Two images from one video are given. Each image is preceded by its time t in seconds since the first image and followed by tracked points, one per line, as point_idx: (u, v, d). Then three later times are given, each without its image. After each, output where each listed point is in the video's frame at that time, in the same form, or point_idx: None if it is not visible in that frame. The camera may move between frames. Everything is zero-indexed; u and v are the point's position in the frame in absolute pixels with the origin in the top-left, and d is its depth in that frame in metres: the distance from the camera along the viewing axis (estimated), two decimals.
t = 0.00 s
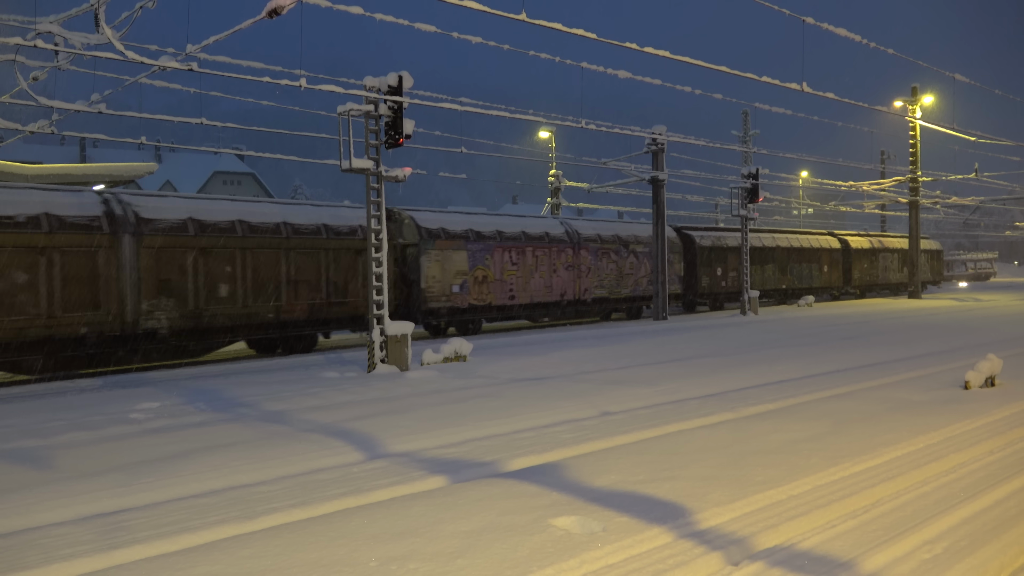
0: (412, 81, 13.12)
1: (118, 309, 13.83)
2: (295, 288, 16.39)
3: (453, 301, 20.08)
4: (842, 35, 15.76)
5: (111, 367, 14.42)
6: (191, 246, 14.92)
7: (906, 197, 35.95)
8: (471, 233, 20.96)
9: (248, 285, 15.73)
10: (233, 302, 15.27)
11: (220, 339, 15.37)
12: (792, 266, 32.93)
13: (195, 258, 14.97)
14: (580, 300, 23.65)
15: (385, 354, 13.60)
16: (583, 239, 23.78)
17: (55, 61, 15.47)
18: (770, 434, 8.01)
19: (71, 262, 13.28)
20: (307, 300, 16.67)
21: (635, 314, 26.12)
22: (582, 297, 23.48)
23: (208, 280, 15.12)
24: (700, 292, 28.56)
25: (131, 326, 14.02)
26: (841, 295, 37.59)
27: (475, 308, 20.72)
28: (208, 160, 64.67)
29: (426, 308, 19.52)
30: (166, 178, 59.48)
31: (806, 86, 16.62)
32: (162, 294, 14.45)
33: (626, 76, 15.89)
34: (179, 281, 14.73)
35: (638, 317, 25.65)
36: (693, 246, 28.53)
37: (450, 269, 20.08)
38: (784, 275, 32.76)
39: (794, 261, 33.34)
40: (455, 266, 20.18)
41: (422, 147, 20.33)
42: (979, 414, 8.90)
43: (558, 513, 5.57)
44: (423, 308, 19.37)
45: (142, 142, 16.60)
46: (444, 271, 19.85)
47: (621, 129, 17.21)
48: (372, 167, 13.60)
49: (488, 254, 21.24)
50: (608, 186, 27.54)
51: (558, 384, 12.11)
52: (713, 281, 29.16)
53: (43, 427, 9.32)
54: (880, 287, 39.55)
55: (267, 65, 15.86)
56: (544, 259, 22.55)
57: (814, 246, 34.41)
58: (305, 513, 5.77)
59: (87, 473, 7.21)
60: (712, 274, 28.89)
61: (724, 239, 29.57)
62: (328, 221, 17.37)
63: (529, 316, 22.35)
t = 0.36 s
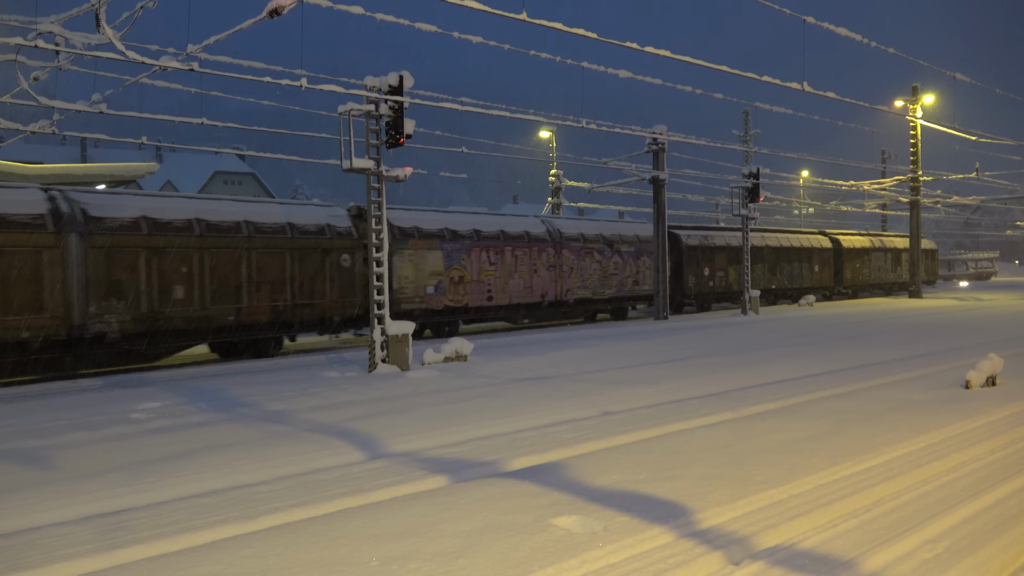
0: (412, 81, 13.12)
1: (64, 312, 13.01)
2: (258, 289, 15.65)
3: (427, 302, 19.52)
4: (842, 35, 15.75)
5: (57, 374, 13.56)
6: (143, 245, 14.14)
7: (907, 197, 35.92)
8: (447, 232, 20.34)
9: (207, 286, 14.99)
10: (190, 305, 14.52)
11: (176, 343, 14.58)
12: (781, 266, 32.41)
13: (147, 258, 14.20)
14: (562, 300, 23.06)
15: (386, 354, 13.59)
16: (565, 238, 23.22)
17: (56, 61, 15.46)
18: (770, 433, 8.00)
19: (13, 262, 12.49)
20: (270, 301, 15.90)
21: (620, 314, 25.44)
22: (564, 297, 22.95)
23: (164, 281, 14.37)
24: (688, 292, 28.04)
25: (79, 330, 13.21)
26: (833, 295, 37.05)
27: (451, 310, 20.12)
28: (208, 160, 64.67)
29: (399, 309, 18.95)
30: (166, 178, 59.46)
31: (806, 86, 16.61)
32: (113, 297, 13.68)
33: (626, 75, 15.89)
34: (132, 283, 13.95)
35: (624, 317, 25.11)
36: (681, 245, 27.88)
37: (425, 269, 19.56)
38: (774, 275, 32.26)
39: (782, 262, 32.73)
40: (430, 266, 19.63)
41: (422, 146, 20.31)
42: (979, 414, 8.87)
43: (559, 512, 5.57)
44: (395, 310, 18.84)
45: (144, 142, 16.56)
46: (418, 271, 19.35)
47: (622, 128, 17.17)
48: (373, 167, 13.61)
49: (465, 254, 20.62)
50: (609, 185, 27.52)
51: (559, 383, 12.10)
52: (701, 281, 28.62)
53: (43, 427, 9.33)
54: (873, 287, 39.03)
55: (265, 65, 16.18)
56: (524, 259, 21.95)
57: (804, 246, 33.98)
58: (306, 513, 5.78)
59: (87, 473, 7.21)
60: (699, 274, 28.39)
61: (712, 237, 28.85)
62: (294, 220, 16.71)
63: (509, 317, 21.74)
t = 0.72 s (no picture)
0: (412, 81, 13.13)
1: (5, 316, 12.47)
2: (216, 291, 15.29)
3: (400, 303, 18.99)
4: (843, 34, 15.75)
5: None
6: (93, 245, 13.66)
7: (908, 196, 35.87)
8: (421, 231, 19.69)
9: (162, 288, 14.57)
10: (142, 307, 14.08)
11: (128, 348, 14.11)
12: (772, 266, 32.02)
13: (97, 259, 13.72)
14: (543, 301, 22.55)
15: (387, 354, 13.60)
16: (546, 237, 22.69)
17: (56, 61, 15.45)
18: (771, 433, 8.00)
19: None
20: (230, 303, 15.55)
21: (605, 315, 24.90)
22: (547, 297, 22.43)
23: (114, 283, 13.88)
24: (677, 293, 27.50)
25: (22, 334, 12.70)
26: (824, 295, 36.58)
27: (424, 312, 19.59)
28: (210, 159, 64.76)
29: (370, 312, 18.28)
30: (167, 178, 59.54)
31: (807, 85, 16.61)
32: (59, 299, 13.17)
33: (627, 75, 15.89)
34: (80, 284, 13.46)
35: (609, 317, 24.71)
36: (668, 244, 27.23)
37: (396, 269, 18.95)
38: (763, 275, 31.79)
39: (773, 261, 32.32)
40: (402, 267, 19.02)
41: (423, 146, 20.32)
42: (980, 414, 8.85)
43: (560, 512, 5.57)
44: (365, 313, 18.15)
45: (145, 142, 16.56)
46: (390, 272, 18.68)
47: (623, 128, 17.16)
48: (374, 167, 13.61)
49: (440, 254, 20.00)
50: (610, 185, 27.58)
51: (560, 383, 12.10)
52: (688, 281, 28.17)
53: (45, 427, 9.35)
54: (867, 287, 38.52)
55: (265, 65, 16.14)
56: (502, 259, 21.42)
57: (794, 245, 33.53)
58: (307, 512, 5.78)
59: (87, 473, 7.22)
60: (686, 274, 27.96)
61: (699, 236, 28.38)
62: (256, 218, 16.34)
63: (487, 319, 21.27)
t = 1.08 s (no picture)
0: (414, 81, 13.13)
1: None
2: (173, 292, 14.74)
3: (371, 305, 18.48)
4: (845, 33, 15.74)
5: None
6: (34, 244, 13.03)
7: (910, 196, 35.81)
8: (394, 230, 19.21)
9: (113, 290, 14.00)
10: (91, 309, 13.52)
11: (77, 352, 13.57)
12: (763, 265, 31.38)
13: (42, 259, 13.15)
14: (522, 303, 22.07)
15: (388, 354, 13.62)
16: (526, 237, 22.23)
17: (58, 62, 15.47)
18: (772, 433, 7.99)
19: None
20: (187, 305, 14.96)
21: (589, 318, 24.35)
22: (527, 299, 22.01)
23: (61, 285, 13.33)
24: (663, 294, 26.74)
25: None
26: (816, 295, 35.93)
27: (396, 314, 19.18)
28: (211, 159, 64.89)
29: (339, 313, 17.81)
30: (168, 178, 59.68)
31: (809, 85, 16.61)
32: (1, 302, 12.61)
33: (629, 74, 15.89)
34: (22, 286, 12.89)
35: (593, 319, 24.30)
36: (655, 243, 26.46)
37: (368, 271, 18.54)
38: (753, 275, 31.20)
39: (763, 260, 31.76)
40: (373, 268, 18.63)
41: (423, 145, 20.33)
42: (982, 414, 8.84)
43: (562, 512, 5.57)
44: (332, 314, 17.69)
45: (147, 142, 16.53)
46: (359, 272, 18.25)
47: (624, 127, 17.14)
48: (376, 167, 13.62)
49: (414, 254, 19.52)
50: (613, 185, 27.72)
51: (561, 383, 12.10)
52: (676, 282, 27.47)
53: (48, 427, 9.37)
54: (860, 287, 37.98)
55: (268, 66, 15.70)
56: (480, 259, 20.96)
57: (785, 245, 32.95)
58: (309, 512, 5.78)
59: (89, 473, 7.23)
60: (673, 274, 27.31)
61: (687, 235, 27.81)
62: (216, 216, 15.72)
63: (463, 320, 20.81)
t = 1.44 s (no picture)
0: (414, 81, 13.49)
1: None
2: (124, 294, 14.32)
3: (339, 306, 18.10)
4: (846, 34, 16.05)
5: None
6: None
7: (911, 196, 36.11)
8: (363, 229, 19.02)
9: (60, 292, 13.55)
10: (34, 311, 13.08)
11: (19, 357, 13.11)
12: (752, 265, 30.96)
13: None
14: (501, 304, 21.89)
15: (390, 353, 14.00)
16: (505, 236, 22.08)
17: (60, 62, 15.86)
18: (774, 433, 8.36)
19: None
20: (141, 308, 14.56)
21: (571, 318, 24.30)
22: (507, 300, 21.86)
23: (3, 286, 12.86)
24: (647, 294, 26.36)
25: None
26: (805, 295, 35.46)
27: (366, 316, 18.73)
28: (215, 159, 65.32)
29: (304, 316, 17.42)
30: (172, 178, 60.16)
31: (810, 86, 16.95)
32: None
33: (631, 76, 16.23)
34: None
35: (573, 320, 24.15)
36: (639, 243, 26.29)
37: (335, 271, 18.06)
38: (741, 275, 30.89)
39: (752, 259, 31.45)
40: (342, 268, 18.20)
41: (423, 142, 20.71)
42: (983, 414, 9.17)
43: (563, 512, 5.94)
44: (299, 315, 17.24)
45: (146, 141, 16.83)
46: (327, 273, 17.84)
47: (628, 129, 17.47)
48: (377, 167, 13.99)
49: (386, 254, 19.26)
50: (614, 184, 28.14)
51: (562, 383, 12.46)
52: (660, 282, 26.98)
53: (51, 426, 9.77)
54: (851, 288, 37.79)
55: (273, 65, 15.91)
56: (456, 259, 20.68)
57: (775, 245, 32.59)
58: (308, 512, 6.15)
59: (90, 474, 7.60)
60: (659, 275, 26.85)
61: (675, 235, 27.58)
62: (171, 215, 15.32)
63: (440, 323, 20.51)
